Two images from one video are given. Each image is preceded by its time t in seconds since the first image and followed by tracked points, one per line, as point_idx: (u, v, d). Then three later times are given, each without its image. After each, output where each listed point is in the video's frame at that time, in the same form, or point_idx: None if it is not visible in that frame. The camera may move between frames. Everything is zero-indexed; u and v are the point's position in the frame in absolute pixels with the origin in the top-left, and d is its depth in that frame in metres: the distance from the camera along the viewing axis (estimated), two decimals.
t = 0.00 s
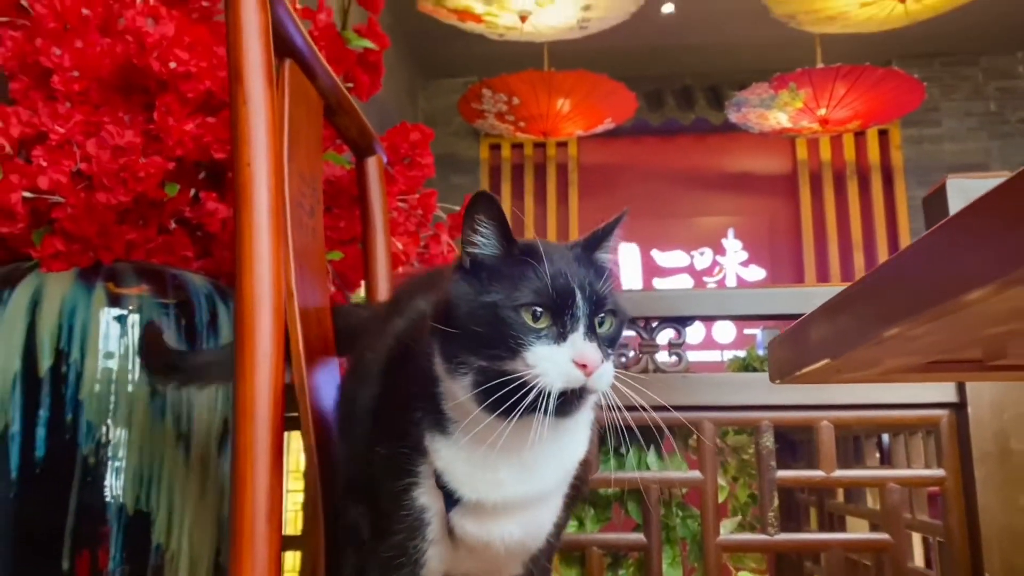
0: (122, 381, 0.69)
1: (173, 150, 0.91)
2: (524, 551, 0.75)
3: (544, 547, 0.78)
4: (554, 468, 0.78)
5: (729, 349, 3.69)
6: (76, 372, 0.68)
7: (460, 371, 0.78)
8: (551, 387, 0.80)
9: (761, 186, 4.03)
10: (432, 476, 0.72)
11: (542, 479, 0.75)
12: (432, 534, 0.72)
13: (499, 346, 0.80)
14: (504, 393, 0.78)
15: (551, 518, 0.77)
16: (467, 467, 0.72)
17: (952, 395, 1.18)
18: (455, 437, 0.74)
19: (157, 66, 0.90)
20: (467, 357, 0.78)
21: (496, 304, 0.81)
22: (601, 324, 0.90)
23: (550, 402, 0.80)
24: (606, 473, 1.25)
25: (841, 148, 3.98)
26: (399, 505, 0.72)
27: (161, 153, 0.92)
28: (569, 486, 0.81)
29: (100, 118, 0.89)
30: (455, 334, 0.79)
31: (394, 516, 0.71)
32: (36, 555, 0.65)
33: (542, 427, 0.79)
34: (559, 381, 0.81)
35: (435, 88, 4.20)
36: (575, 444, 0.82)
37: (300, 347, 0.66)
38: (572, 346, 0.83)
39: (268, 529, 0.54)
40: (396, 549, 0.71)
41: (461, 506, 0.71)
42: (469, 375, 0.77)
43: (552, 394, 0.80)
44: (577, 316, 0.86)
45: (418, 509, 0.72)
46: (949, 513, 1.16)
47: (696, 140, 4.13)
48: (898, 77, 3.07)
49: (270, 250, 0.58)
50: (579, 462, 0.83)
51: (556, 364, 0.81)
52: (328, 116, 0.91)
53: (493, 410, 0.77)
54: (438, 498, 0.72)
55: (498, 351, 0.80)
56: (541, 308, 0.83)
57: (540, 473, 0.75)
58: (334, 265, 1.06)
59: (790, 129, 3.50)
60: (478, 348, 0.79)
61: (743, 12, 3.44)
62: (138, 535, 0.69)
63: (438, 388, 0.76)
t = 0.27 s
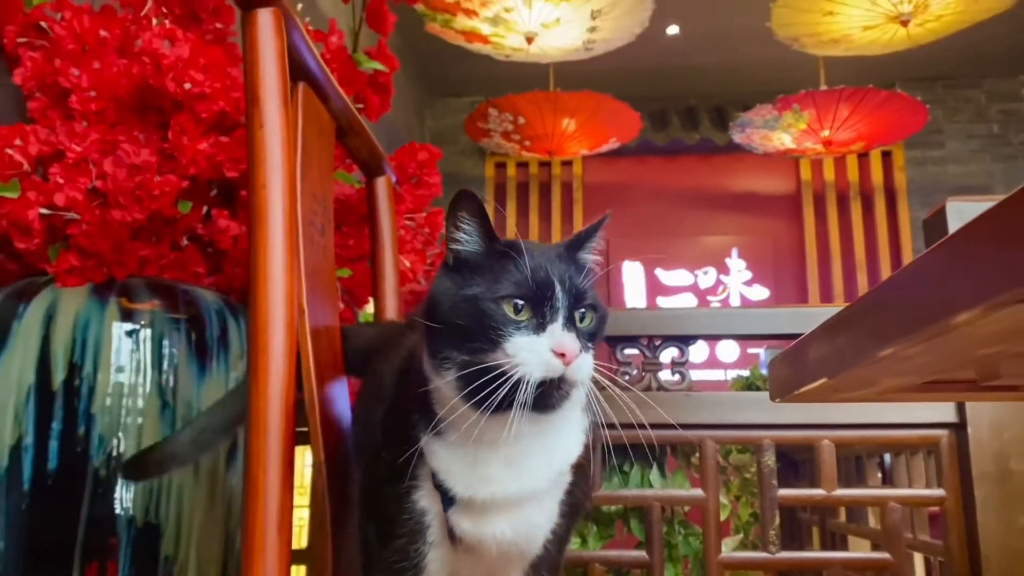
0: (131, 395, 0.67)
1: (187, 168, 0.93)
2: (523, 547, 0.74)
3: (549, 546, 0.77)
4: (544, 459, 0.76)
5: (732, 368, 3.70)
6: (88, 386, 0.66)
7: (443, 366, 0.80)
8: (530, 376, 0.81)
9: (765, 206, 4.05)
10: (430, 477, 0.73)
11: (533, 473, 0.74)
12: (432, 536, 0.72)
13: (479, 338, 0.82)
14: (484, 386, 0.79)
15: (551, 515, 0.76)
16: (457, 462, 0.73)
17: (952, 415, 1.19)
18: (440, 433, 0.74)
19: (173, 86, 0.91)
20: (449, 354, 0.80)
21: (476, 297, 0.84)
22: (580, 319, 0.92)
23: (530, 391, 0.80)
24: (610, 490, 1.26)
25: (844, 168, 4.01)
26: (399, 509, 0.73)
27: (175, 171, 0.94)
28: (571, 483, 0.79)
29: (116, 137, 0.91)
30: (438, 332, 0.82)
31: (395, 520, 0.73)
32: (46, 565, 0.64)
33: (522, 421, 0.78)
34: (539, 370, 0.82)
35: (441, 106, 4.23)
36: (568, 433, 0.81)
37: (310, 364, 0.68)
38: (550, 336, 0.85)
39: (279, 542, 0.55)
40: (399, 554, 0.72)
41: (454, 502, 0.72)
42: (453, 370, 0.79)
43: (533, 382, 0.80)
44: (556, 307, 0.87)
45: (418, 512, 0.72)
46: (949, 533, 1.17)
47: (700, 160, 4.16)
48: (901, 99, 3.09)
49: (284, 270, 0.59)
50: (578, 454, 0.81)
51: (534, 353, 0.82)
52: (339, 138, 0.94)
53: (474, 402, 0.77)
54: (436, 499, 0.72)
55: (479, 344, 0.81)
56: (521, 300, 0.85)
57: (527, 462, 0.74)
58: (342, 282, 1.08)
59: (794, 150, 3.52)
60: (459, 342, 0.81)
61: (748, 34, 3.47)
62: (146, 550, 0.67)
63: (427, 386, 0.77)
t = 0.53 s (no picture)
0: (140, 410, 0.67)
1: (200, 186, 0.94)
2: (512, 560, 0.74)
3: (548, 557, 0.76)
4: (532, 472, 0.77)
5: (737, 387, 3.70)
6: (99, 401, 0.66)
7: (431, 385, 0.82)
8: (516, 396, 0.82)
9: (770, 225, 4.06)
10: (425, 490, 0.75)
11: (520, 485, 0.75)
12: (431, 547, 0.73)
13: (465, 356, 0.83)
14: (472, 405, 0.81)
15: (545, 526, 0.76)
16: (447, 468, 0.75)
17: (956, 437, 1.20)
18: (427, 449, 0.76)
19: (187, 106, 0.92)
20: (436, 374, 0.82)
21: (464, 316, 0.84)
22: (566, 338, 0.92)
23: (516, 410, 0.82)
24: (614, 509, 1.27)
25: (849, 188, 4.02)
26: (396, 523, 0.74)
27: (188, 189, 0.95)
28: (565, 493, 0.79)
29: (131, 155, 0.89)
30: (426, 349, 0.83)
31: (392, 534, 0.74)
32: None
33: (508, 436, 0.80)
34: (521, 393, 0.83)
35: (448, 124, 4.26)
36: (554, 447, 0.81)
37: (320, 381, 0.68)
38: (538, 356, 0.86)
39: (289, 559, 0.56)
40: (398, 567, 0.74)
41: (445, 513, 0.73)
42: (440, 388, 0.81)
43: (518, 402, 0.82)
44: (544, 327, 0.88)
45: (415, 525, 0.74)
46: (954, 555, 1.18)
47: (705, 178, 4.17)
48: (906, 120, 3.10)
49: (297, 288, 0.60)
50: (570, 469, 0.81)
51: (522, 374, 0.84)
52: (351, 157, 0.95)
53: (462, 419, 0.80)
54: (432, 511, 0.73)
55: (465, 362, 0.83)
56: (509, 319, 0.86)
57: (515, 478, 0.76)
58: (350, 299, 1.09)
59: (799, 169, 3.54)
60: (447, 361, 0.83)
61: (753, 54, 3.49)
62: (155, 564, 0.67)
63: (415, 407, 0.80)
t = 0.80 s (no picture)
0: (147, 426, 0.67)
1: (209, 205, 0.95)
2: None
3: None
4: (544, 500, 0.77)
5: (741, 404, 3.69)
6: (106, 416, 0.66)
7: (445, 411, 0.81)
8: (531, 424, 0.81)
9: (774, 242, 4.06)
10: (434, 513, 0.75)
11: (532, 511, 0.76)
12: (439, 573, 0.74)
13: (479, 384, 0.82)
14: (487, 433, 0.80)
15: (555, 553, 0.77)
16: (463, 496, 0.75)
17: (960, 459, 1.21)
18: (440, 475, 0.76)
19: (197, 124, 0.93)
20: (451, 402, 0.81)
21: (478, 342, 0.84)
22: (580, 365, 0.92)
23: (532, 438, 0.81)
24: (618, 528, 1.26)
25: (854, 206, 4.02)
26: (405, 547, 0.75)
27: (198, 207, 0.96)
28: (576, 521, 0.79)
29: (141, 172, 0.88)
30: (440, 375, 0.83)
31: (401, 557, 0.74)
32: None
33: (522, 464, 0.80)
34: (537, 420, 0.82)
35: (453, 139, 4.27)
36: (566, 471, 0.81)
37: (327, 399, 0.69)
38: (552, 384, 0.85)
39: None
40: None
41: (456, 539, 0.73)
42: (454, 415, 0.81)
43: (533, 431, 0.81)
44: (558, 355, 0.88)
45: (424, 549, 0.74)
46: None
47: (709, 195, 4.18)
48: (910, 139, 3.11)
49: (307, 309, 0.61)
50: (581, 496, 0.81)
51: (536, 402, 0.83)
52: (360, 176, 0.96)
53: (477, 446, 0.79)
54: (441, 535, 0.74)
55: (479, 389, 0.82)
56: (524, 346, 0.86)
57: (527, 505, 0.76)
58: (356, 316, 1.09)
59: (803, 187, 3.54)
60: (461, 387, 0.82)
61: (759, 72, 3.50)
62: None
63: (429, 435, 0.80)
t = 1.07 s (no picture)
0: (155, 441, 0.65)
1: (221, 221, 0.95)
2: None
3: None
4: (560, 524, 0.77)
5: (746, 423, 3.68)
6: (116, 432, 0.65)
7: (461, 436, 0.81)
8: (545, 452, 0.82)
9: (780, 261, 4.07)
10: (446, 535, 0.74)
11: (548, 535, 0.76)
12: None
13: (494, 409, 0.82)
14: (501, 459, 0.80)
15: None
16: (481, 518, 0.75)
17: (967, 483, 1.22)
18: (457, 499, 0.76)
19: (210, 142, 0.93)
20: (469, 427, 0.81)
21: (494, 369, 0.85)
22: (594, 392, 0.92)
23: (547, 466, 0.81)
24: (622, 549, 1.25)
25: (860, 225, 4.03)
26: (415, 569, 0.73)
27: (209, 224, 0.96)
28: (589, 546, 0.79)
29: (153, 190, 0.88)
30: (456, 401, 0.83)
31: None
32: None
33: (537, 489, 0.80)
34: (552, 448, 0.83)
35: (460, 155, 4.29)
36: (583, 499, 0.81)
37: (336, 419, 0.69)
38: (567, 411, 0.86)
39: None
40: None
41: (470, 564, 0.72)
42: (470, 441, 0.80)
43: (548, 458, 0.82)
44: (573, 382, 0.88)
45: (435, 573, 0.72)
46: None
47: (715, 213, 4.19)
48: (916, 159, 3.12)
49: (319, 331, 0.62)
50: (595, 523, 0.81)
51: (551, 429, 0.83)
52: (371, 195, 0.97)
53: (493, 472, 0.79)
54: (452, 559, 0.73)
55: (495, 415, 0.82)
56: (539, 373, 0.86)
57: (543, 528, 0.76)
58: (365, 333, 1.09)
59: (809, 206, 3.55)
60: (477, 414, 0.82)
61: (765, 91, 3.51)
62: None
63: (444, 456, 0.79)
